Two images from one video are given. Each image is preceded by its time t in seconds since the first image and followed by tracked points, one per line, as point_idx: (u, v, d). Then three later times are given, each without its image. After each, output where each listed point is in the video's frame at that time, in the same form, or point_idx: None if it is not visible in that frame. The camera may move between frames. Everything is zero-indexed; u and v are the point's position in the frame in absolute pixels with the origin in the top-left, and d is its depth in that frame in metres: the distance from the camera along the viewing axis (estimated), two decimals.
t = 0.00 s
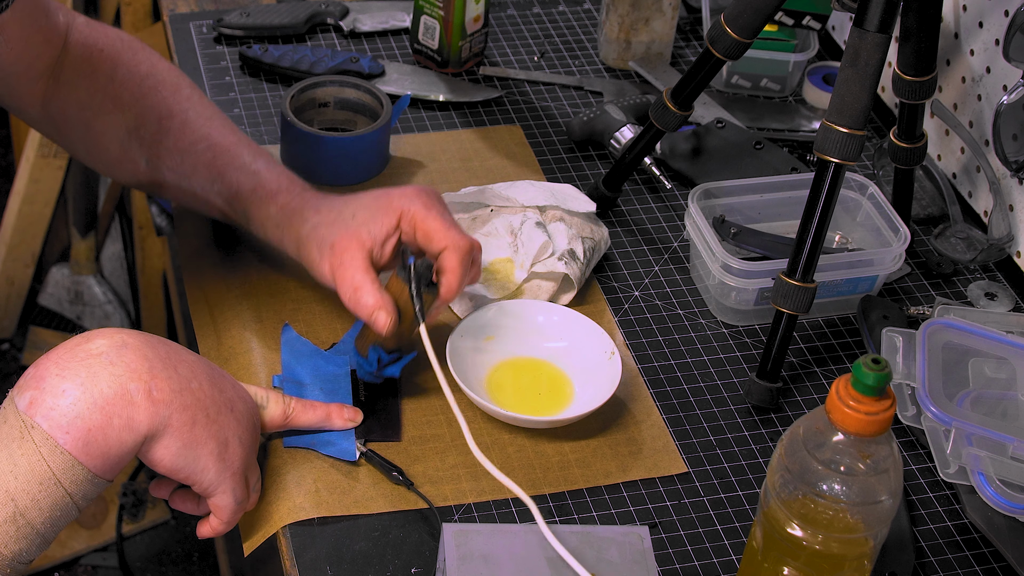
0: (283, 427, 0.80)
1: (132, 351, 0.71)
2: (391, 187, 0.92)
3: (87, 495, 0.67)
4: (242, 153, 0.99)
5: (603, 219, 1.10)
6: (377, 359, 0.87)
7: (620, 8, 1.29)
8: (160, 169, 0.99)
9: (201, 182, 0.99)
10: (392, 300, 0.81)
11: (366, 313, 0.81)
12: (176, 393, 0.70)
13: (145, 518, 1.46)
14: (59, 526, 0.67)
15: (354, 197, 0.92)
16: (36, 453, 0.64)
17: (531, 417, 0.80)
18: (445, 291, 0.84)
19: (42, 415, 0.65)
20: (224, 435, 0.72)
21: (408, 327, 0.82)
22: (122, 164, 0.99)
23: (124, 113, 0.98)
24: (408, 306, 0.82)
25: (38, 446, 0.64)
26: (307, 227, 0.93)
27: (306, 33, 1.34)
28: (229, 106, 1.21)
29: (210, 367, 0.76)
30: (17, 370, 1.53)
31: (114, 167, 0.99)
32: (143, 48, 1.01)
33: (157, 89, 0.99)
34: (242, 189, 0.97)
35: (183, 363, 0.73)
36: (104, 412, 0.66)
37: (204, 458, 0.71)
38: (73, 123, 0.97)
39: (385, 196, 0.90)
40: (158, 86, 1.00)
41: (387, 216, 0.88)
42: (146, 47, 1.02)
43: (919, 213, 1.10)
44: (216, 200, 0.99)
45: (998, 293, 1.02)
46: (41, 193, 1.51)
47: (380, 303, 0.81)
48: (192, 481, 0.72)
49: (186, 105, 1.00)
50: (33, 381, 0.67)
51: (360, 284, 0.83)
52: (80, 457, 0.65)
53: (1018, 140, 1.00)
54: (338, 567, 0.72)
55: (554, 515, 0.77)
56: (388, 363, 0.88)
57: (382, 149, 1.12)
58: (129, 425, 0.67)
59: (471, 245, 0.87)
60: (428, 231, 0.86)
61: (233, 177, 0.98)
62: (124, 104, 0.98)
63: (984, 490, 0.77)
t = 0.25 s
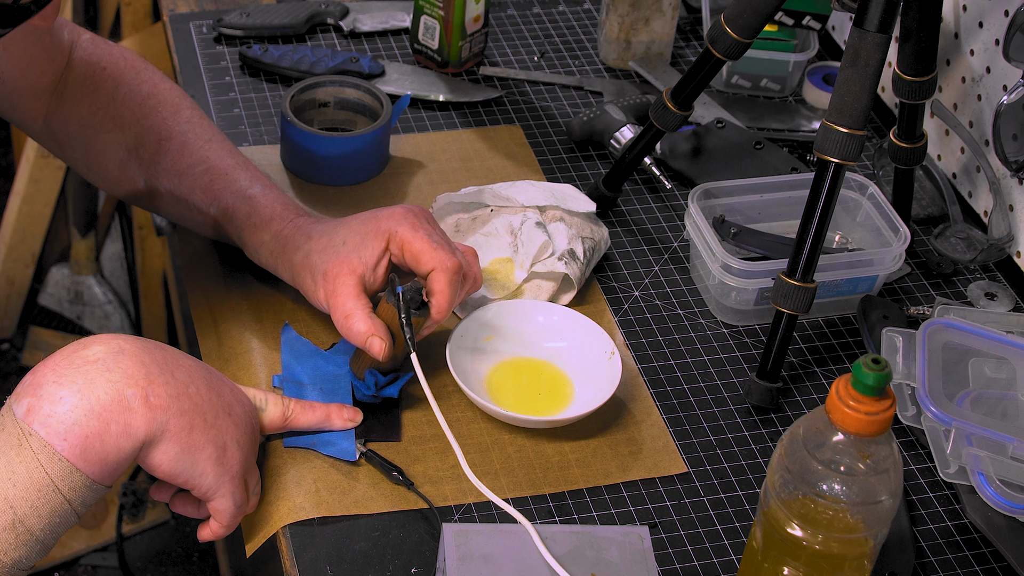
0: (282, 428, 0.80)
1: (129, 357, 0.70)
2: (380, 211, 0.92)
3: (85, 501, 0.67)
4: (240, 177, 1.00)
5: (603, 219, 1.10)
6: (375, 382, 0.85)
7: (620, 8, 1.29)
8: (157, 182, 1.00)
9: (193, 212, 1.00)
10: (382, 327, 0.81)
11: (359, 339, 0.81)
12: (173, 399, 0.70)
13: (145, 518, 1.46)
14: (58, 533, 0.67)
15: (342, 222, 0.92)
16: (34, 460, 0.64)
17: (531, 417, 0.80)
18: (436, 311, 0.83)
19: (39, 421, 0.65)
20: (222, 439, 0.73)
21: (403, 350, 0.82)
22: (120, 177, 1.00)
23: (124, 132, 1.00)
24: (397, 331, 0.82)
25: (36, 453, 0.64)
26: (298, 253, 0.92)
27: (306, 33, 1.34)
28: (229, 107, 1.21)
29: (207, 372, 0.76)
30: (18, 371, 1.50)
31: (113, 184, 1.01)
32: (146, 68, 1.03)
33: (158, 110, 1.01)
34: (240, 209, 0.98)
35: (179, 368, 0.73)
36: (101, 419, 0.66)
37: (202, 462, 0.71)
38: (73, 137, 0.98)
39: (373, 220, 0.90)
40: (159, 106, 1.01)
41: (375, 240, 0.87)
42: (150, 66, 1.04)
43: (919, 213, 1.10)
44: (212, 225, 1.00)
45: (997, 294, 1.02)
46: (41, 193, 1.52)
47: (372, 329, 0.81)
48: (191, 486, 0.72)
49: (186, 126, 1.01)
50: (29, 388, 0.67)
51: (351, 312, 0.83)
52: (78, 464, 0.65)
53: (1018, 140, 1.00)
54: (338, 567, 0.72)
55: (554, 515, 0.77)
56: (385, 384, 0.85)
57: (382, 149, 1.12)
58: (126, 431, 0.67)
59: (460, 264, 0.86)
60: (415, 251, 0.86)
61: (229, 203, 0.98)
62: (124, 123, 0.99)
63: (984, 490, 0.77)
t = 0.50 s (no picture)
0: (282, 428, 0.80)
1: (127, 359, 0.70)
2: (377, 218, 0.91)
3: (85, 502, 0.67)
4: (239, 186, 0.99)
5: (603, 219, 1.10)
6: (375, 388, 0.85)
7: (619, 8, 1.29)
8: (155, 186, 1.00)
9: (193, 219, 0.99)
10: (378, 337, 0.82)
11: (357, 350, 0.82)
12: (172, 400, 0.70)
13: (144, 519, 1.46)
14: (57, 534, 0.67)
15: (339, 230, 0.92)
16: (34, 462, 0.64)
17: (531, 417, 0.80)
18: (433, 320, 0.83)
19: (38, 423, 0.65)
20: (221, 440, 0.73)
21: (402, 358, 0.83)
22: (119, 181, 1.00)
23: (123, 138, 1.00)
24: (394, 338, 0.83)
25: (35, 454, 0.64)
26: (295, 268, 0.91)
27: (306, 33, 1.34)
28: (229, 107, 1.21)
29: (206, 373, 0.76)
30: (18, 371, 1.50)
31: (113, 187, 1.01)
32: (146, 74, 1.03)
33: (157, 116, 1.00)
34: (240, 214, 0.97)
35: (178, 369, 0.73)
36: (100, 420, 0.66)
37: (201, 463, 0.71)
38: (73, 141, 0.99)
39: (369, 229, 0.89)
40: (157, 112, 1.01)
41: (371, 251, 0.87)
42: (150, 72, 1.04)
43: (919, 213, 1.10)
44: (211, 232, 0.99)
45: (997, 293, 1.02)
46: (41, 193, 1.52)
47: (368, 341, 0.81)
48: (190, 487, 0.72)
49: (185, 134, 1.01)
50: (28, 390, 0.67)
51: (348, 324, 0.83)
52: (77, 465, 0.65)
53: (1018, 140, 1.00)
54: (339, 568, 0.72)
55: (554, 515, 0.77)
56: (385, 389, 0.85)
57: (382, 148, 1.12)
58: (125, 433, 0.67)
59: (455, 275, 0.85)
60: (409, 262, 0.85)
61: (226, 213, 0.98)
62: (123, 129, 0.99)
63: (984, 490, 0.77)
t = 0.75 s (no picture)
0: (282, 429, 0.80)
1: (128, 359, 0.70)
2: (374, 219, 0.91)
3: (86, 503, 0.67)
4: (235, 189, 0.99)
5: (603, 219, 1.10)
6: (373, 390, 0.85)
7: (620, 8, 1.29)
8: (155, 186, 1.00)
9: (192, 217, 0.99)
10: (375, 339, 0.82)
11: (355, 352, 0.82)
12: (173, 400, 0.70)
13: (144, 519, 1.46)
14: (59, 535, 0.67)
15: (337, 231, 0.92)
16: (35, 463, 0.64)
17: (531, 417, 0.80)
18: (431, 321, 0.83)
19: (39, 424, 0.65)
20: (221, 440, 0.73)
21: (400, 360, 0.83)
22: (120, 182, 1.01)
23: (123, 139, 1.00)
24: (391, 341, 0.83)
25: (36, 455, 0.64)
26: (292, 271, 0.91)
27: (306, 33, 1.34)
28: (229, 107, 1.21)
29: (206, 373, 0.76)
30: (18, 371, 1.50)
31: (113, 188, 1.01)
32: (146, 74, 1.03)
33: (155, 117, 1.00)
34: (237, 215, 0.97)
35: (179, 369, 0.73)
36: (100, 421, 0.66)
37: (202, 463, 0.71)
38: (73, 143, 0.99)
39: (365, 230, 0.89)
40: (156, 113, 1.00)
41: (368, 252, 0.87)
42: (150, 72, 1.04)
43: (919, 213, 1.10)
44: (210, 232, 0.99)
45: (997, 293, 1.02)
46: (41, 193, 1.51)
47: (366, 343, 0.82)
48: (191, 487, 0.72)
49: (183, 135, 1.01)
50: (29, 391, 0.67)
51: (346, 326, 0.83)
52: (78, 466, 0.65)
53: (1018, 140, 1.00)
54: (339, 568, 0.72)
55: (554, 515, 0.77)
56: (384, 390, 0.86)
57: (383, 148, 1.12)
58: (126, 433, 0.67)
59: (450, 276, 0.85)
60: (405, 264, 0.85)
61: (223, 216, 0.98)
62: (123, 130, 0.99)
63: (984, 490, 0.77)
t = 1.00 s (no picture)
0: (282, 428, 0.80)
1: (128, 358, 0.70)
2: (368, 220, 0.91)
3: (87, 502, 0.67)
4: (235, 190, 0.99)
5: (603, 219, 1.10)
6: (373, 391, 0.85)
7: (620, 8, 1.28)
8: (154, 187, 1.00)
9: (192, 217, 0.99)
10: (373, 341, 0.82)
11: (355, 354, 0.82)
12: (173, 399, 0.70)
13: (144, 519, 1.46)
14: (60, 535, 0.67)
15: (332, 233, 0.92)
16: (36, 462, 0.64)
17: (532, 417, 0.80)
18: (429, 321, 0.83)
19: (40, 424, 0.65)
20: (222, 439, 0.73)
21: (400, 361, 0.83)
22: (120, 182, 1.01)
23: (123, 139, 1.00)
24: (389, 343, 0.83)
25: (37, 455, 0.64)
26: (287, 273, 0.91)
27: (306, 33, 1.34)
28: (229, 107, 1.21)
29: (207, 373, 0.76)
30: (18, 372, 1.51)
31: (113, 188, 1.01)
32: (146, 74, 1.03)
33: (154, 118, 1.00)
34: (238, 215, 0.97)
35: (179, 369, 0.73)
36: (101, 420, 0.66)
37: (202, 463, 0.71)
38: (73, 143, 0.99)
39: (361, 232, 0.89)
40: (155, 114, 1.00)
41: (363, 254, 0.87)
42: (150, 73, 1.04)
43: (919, 213, 1.10)
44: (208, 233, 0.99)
45: (997, 293, 1.02)
46: (41, 193, 1.51)
47: (365, 344, 0.82)
48: (191, 486, 0.72)
49: (182, 136, 1.01)
50: (29, 391, 0.67)
51: (344, 328, 0.83)
52: (79, 465, 0.65)
53: (1018, 140, 1.00)
54: (338, 568, 0.72)
55: (554, 515, 0.77)
56: (384, 391, 0.85)
57: (383, 148, 1.12)
58: (126, 432, 0.67)
59: (447, 276, 0.85)
60: (401, 265, 0.85)
61: (223, 217, 0.98)
62: (123, 130, 1.00)
63: (984, 490, 0.77)
